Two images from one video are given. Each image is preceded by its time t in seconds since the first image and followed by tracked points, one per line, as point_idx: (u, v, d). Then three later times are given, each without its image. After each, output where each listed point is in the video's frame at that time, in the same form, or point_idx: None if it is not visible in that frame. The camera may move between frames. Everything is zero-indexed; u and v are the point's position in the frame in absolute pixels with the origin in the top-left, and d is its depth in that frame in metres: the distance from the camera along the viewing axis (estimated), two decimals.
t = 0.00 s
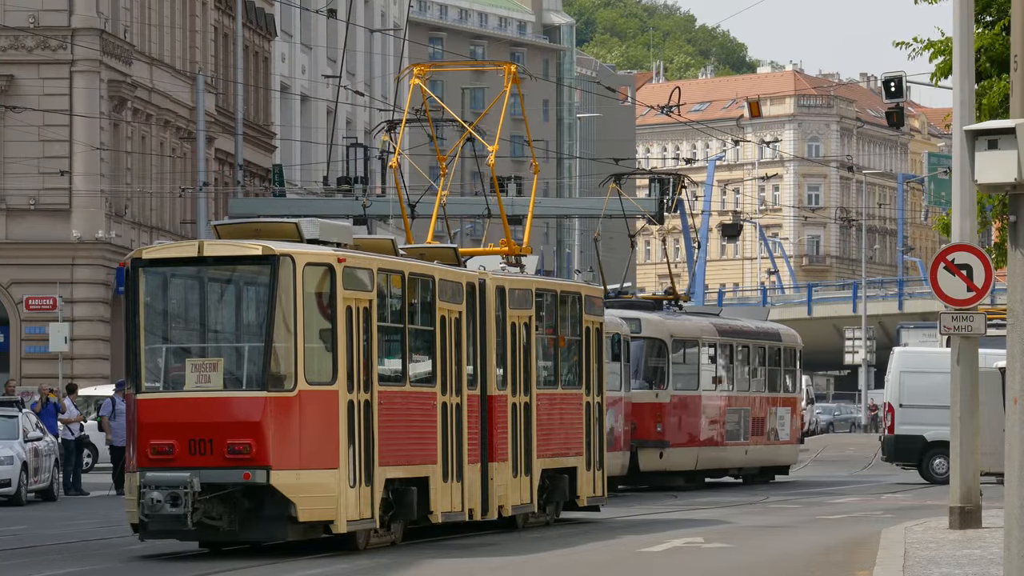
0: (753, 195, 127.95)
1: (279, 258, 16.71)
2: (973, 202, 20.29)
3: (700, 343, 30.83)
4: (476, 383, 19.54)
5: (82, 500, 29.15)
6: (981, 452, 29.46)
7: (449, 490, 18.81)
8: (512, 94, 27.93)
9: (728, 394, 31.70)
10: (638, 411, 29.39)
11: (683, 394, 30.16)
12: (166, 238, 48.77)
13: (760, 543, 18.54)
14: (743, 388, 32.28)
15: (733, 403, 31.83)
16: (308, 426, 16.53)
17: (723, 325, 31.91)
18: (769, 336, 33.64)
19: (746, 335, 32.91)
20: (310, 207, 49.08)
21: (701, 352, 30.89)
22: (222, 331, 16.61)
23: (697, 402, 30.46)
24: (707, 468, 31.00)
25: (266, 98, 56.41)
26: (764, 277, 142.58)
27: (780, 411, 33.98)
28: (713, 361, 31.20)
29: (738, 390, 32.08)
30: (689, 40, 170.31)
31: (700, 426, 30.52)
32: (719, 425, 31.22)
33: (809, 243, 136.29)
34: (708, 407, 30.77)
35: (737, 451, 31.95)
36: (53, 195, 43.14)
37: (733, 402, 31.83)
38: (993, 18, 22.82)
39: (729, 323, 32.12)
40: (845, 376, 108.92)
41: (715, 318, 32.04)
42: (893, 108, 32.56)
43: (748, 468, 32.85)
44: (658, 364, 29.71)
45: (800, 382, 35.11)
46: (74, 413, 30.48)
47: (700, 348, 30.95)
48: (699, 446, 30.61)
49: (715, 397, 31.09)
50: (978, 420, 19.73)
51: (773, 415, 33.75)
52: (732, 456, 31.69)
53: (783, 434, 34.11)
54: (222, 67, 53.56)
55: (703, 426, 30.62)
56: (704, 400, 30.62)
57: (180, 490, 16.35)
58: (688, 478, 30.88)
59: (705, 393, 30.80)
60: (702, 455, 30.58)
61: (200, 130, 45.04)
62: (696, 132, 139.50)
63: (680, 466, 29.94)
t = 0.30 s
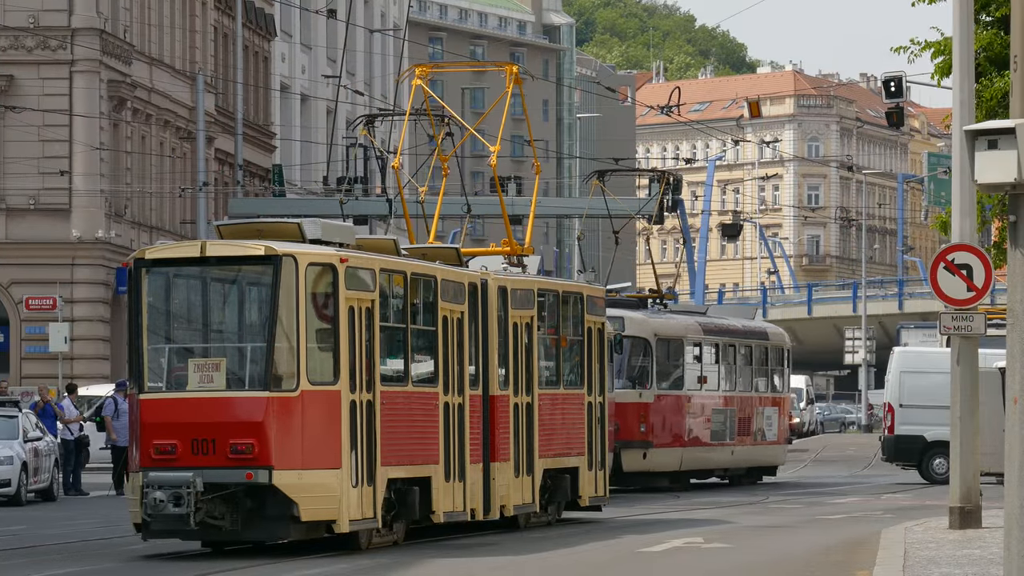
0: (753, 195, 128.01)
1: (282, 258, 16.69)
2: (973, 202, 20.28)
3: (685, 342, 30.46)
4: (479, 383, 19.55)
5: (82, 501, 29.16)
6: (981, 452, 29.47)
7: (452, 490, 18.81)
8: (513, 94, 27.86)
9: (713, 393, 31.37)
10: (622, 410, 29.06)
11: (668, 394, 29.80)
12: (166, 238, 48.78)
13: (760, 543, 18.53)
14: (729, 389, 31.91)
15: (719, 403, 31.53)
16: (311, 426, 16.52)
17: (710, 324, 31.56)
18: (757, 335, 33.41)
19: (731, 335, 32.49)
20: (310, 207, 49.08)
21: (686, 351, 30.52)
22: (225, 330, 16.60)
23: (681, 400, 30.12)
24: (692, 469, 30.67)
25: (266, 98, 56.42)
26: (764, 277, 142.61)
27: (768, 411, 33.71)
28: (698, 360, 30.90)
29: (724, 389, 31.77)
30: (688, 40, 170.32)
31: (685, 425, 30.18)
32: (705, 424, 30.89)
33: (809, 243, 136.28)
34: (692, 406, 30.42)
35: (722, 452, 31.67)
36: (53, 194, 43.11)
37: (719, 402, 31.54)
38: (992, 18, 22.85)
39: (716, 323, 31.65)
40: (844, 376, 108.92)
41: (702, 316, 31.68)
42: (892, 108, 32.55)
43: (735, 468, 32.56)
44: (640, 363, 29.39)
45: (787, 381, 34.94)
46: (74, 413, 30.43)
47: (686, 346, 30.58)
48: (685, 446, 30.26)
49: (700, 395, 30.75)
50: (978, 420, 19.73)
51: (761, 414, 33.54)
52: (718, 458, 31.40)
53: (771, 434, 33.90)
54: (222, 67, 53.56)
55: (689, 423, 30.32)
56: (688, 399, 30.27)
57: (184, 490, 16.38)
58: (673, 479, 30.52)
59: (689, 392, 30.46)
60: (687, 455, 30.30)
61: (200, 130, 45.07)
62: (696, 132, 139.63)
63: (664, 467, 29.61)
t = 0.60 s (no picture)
0: (752, 196, 128.09)
1: (287, 259, 16.64)
2: (973, 202, 20.28)
3: (669, 341, 30.09)
4: (482, 383, 19.55)
5: (83, 500, 29.14)
6: (981, 452, 29.46)
7: (455, 490, 18.82)
8: (514, 96, 27.86)
9: (697, 393, 31.03)
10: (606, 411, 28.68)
11: (651, 393, 29.43)
12: (165, 238, 48.78)
13: (759, 543, 18.53)
14: (712, 386, 31.60)
15: (703, 403, 31.21)
16: (313, 426, 16.53)
17: (694, 323, 31.24)
18: (741, 335, 33.23)
19: (713, 331, 32.15)
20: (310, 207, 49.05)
21: (670, 350, 30.15)
22: (231, 330, 16.59)
23: (664, 400, 29.76)
24: (676, 470, 30.30)
25: (266, 98, 56.44)
26: (764, 277, 142.60)
27: (753, 411, 33.49)
28: (682, 359, 30.58)
29: (707, 389, 31.45)
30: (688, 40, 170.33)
31: (668, 425, 29.83)
32: (688, 424, 30.53)
33: (809, 243, 136.30)
34: (675, 406, 30.07)
35: (708, 453, 31.38)
36: (53, 195, 43.09)
37: (703, 402, 31.21)
38: (991, 18, 22.85)
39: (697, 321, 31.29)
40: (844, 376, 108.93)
41: (685, 316, 31.36)
42: (892, 108, 32.54)
43: (721, 471, 32.26)
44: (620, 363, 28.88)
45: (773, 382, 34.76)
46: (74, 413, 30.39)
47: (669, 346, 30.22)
48: (669, 447, 29.89)
49: (683, 395, 30.41)
50: (978, 420, 19.74)
51: (748, 415, 33.36)
52: (702, 456, 31.05)
53: (758, 435, 33.73)
54: (222, 67, 53.57)
55: (671, 420, 29.94)
56: (671, 398, 29.92)
57: (188, 489, 16.35)
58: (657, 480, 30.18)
59: (673, 391, 30.11)
60: (671, 454, 29.94)
61: (200, 130, 45.08)
62: (696, 133, 139.66)
63: (647, 466, 29.16)
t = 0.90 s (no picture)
0: (752, 196, 128.16)
1: (292, 259, 16.67)
2: (973, 202, 20.27)
3: (655, 340, 29.81)
4: (486, 383, 19.55)
5: (83, 500, 29.13)
6: (981, 452, 29.45)
7: (460, 489, 18.81)
8: (521, 96, 27.96)
9: (683, 392, 30.80)
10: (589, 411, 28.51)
11: (635, 393, 29.21)
12: (164, 238, 48.71)
13: (760, 543, 18.50)
14: (698, 386, 31.39)
15: (689, 403, 30.98)
16: (318, 425, 16.52)
17: (678, 321, 30.98)
18: (728, 335, 33.01)
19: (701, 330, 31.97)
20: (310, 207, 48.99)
21: (656, 348, 29.88)
22: (235, 329, 16.56)
23: (649, 400, 29.52)
24: (661, 471, 30.07)
25: (266, 99, 56.44)
26: (763, 277, 142.60)
27: (741, 411, 33.28)
28: (668, 357, 30.32)
29: (694, 389, 31.21)
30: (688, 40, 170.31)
31: (653, 425, 29.59)
32: (673, 424, 30.31)
33: (809, 243, 136.31)
34: (661, 406, 29.85)
35: (694, 453, 31.11)
36: (53, 194, 43.06)
37: (689, 401, 30.99)
38: (991, 18, 22.88)
39: (683, 319, 31.10)
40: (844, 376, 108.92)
41: (671, 313, 31.09)
42: (892, 107, 32.54)
43: (707, 471, 32.03)
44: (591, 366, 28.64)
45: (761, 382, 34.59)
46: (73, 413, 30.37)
47: (655, 344, 29.94)
48: (654, 447, 29.68)
49: (668, 394, 30.19)
50: (977, 420, 19.74)
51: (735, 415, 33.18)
52: (688, 458, 30.80)
53: (744, 435, 33.54)
54: (222, 67, 53.56)
55: (655, 421, 29.71)
56: (656, 398, 29.68)
57: (195, 488, 16.37)
58: (640, 481, 29.97)
59: (658, 391, 29.87)
60: (655, 455, 29.72)
61: (200, 130, 45.08)
62: (696, 132, 139.66)
63: (629, 466, 29.02)
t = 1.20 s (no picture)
0: (752, 196, 128.23)
1: (300, 260, 16.63)
2: (973, 202, 20.27)
3: (642, 341, 29.22)
4: (493, 384, 19.55)
5: (83, 500, 29.12)
6: (981, 452, 29.44)
7: (467, 489, 18.84)
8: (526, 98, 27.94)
9: (668, 392, 30.28)
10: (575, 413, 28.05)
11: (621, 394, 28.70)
12: (164, 238, 48.68)
13: (761, 543, 18.51)
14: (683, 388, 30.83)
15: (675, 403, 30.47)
16: (325, 426, 16.53)
17: (665, 321, 30.39)
18: (714, 334, 32.56)
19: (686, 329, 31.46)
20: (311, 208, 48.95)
21: (643, 350, 29.30)
22: (244, 330, 16.57)
23: (634, 401, 28.99)
24: (646, 473, 29.56)
25: (266, 99, 56.45)
26: (764, 277, 142.60)
27: (726, 411, 32.85)
28: (653, 359, 29.76)
29: (679, 390, 30.71)
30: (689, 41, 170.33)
31: (637, 426, 29.10)
32: (659, 425, 29.81)
33: (809, 243, 136.33)
34: (646, 407, 29.33)
35: (678, 455, 30.62)
36: (53, 194, 43.07)
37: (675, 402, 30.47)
38: (993, 17, 22.88)
39: (671, 319, 30.56)
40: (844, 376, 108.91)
41: (657, 313, 30.51)
42: (893, 107, 32.53)
43: (691, 472, 31.56)
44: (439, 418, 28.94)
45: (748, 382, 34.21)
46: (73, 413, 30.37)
47: (641, 345, 29.35)
48: (638, 448, 29.17)
49: (653, 395, 29.66)
50: (978, 420, 19.74)
51: (720, 416, 32.74)
52: (672, 458, 30.25)
53: (730, 436, 33.11)
54: (222, 67, 53.56)
55: (639, 422, 29.21)
56: (641, 398, 29.16)
57: (203, 488, 16.39)
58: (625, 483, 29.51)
59: (643, 392, 29.33)
60: (640, 457, 29.22)
61: (200, 130, 45.08)
62: (696, 132, 139.69)
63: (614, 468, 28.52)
